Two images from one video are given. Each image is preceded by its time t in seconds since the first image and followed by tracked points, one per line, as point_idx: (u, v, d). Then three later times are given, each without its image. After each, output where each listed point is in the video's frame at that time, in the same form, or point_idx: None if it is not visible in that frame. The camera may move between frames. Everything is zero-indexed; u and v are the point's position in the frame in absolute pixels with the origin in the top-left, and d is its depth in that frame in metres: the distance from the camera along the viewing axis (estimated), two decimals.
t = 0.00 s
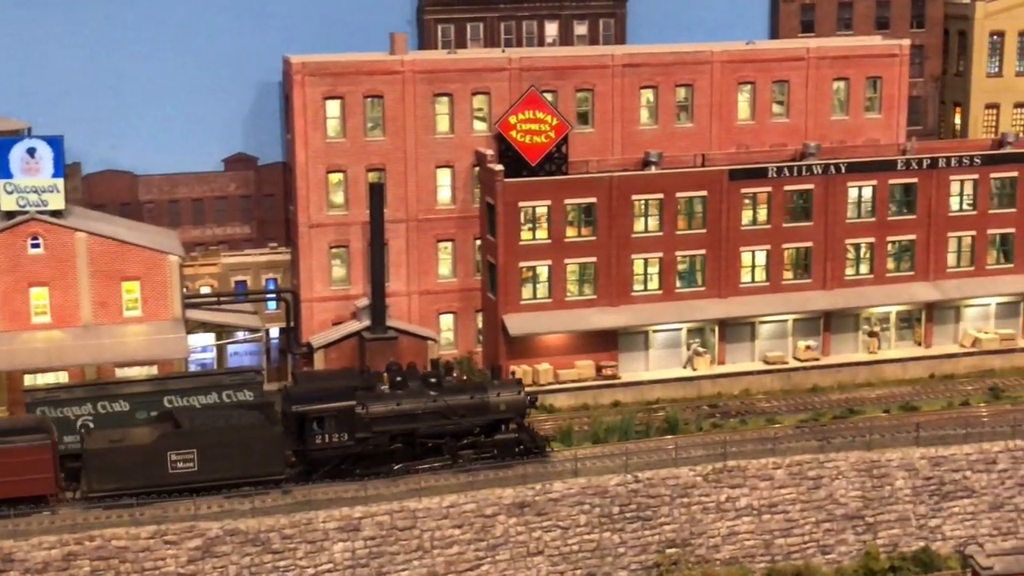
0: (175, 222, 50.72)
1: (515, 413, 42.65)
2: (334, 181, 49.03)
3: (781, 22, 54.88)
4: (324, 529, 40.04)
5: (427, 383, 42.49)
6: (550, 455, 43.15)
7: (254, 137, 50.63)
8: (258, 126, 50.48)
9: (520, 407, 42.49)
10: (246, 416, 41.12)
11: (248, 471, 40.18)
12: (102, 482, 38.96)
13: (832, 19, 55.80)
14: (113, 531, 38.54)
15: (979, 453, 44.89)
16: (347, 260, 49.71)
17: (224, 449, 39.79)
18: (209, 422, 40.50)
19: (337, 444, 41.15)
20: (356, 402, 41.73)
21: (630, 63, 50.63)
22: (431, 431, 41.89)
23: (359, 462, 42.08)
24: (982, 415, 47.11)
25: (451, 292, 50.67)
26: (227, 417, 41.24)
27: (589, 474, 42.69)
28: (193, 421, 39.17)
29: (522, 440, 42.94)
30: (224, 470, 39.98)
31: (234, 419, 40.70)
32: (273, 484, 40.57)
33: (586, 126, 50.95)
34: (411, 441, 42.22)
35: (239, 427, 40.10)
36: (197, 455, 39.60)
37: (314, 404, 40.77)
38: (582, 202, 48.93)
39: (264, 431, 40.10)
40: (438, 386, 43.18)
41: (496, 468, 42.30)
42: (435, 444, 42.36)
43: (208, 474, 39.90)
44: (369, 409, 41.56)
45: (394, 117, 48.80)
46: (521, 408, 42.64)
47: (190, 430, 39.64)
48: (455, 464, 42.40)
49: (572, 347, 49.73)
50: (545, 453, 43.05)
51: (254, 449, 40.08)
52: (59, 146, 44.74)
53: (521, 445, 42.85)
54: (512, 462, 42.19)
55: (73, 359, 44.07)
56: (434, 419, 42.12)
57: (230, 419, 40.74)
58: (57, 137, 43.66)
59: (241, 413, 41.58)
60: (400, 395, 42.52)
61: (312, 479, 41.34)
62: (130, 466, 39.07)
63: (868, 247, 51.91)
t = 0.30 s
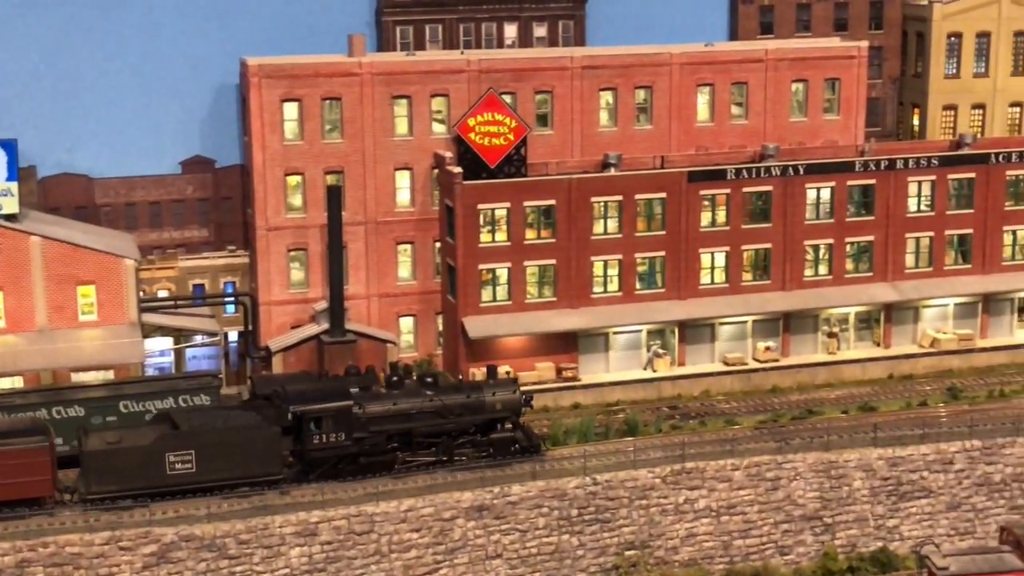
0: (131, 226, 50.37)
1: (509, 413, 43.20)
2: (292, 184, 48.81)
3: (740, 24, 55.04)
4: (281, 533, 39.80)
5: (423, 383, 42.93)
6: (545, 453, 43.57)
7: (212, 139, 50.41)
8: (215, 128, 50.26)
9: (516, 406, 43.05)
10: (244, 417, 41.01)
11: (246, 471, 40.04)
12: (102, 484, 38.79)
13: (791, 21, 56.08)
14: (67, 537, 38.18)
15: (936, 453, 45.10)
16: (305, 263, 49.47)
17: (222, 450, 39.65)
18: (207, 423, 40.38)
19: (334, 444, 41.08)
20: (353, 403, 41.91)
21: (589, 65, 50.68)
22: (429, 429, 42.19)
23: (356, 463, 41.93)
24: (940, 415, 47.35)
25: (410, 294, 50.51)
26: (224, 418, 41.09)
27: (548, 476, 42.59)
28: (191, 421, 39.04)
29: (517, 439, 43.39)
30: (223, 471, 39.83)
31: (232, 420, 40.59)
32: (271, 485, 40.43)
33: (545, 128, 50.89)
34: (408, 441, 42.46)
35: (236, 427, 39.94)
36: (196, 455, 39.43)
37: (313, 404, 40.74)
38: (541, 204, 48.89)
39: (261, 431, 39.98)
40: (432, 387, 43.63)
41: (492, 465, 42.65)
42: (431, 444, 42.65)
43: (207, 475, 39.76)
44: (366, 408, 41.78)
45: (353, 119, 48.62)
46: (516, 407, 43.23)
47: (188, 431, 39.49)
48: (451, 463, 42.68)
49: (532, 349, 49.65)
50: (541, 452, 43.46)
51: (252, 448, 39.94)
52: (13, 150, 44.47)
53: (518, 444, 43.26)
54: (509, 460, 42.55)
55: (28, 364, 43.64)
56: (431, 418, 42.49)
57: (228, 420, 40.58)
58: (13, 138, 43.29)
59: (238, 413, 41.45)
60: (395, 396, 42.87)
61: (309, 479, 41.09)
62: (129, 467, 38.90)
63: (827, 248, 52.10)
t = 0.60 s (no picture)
0: (89, 228, 50.06)
1: (508, 411, 43.46)
2: (251, 185, 48.47)
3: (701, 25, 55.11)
4: (239, 538, 39.51)
5: (422, 382, 43.01)
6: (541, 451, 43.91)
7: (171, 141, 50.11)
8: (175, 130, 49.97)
9: (514, 405, 43.31)
10: (244, 417, 41.00)
11: (246, 471, 39.98)
12: (102, 485, 38.67)
13: (752, 22, 56.19)
14: (21, 543, 37.74)
15: (896, 454, 45.23)
16: (265, 266, 49.15)
17: (222, 450, 39.59)
18: (206, 424, 40.33)
19: (333, 444, 41.34)
20: (353, 402, 42.08)
21: (550, 66, 50.62)
22: (427, 429, 42.43)
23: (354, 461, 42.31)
24: (901, 416, 47.51)
25: (371, 297, 50.23)
26: (223, 417, 41.01)
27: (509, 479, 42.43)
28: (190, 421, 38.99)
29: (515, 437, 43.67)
30: (223, 471, 39.78)
31: (232, 420, 40.56)
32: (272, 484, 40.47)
33: (507, 130, 50.79)
34: (406, 439, 42.74)
35: (236, 427, 39.86)
36: (196, 455, 39.35)
37: (312, 404, 40.98)
38: (503, 205, 48.76)
39: (262, 431, 39.91)
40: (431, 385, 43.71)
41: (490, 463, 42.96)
42: (430, 442, 42.93)
43: (208, 475, 39.69)
44: (365, 408, 41.93)
45: (313, 120, 48.34)
46: (514, 406, 43.44)
47: (188, 431, 39.40)
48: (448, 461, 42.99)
49: (494, 351, 49.49)
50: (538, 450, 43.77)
51: (252, 448, 39.88)
52: None
53: (515, 443, 43.58)
54: (507, 459, 42.89)
55: None
56: (430, 417, 42.67)
57: (227, 420, 40.48)
58: None
59: (237, 412, 41.36)
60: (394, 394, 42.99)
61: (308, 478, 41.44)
62: (130, 468, 38.80)
63: (788, 249, 52.16)
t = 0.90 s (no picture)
0: (51, 235, 49.89)
1: (508, 413, 43.98)
2: (213, 192, 48.30)
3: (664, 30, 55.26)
4: (200, 547, 39.30)
5: (422, 384, 43.65)
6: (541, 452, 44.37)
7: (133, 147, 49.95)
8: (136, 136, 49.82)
9: (514, 406, 43.87)
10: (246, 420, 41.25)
11: (249, 473, 40.22)
12: (107, 489, 38.80)
13: (716, 27, 56.31)
14: None
15: (858, 457, 45.38)
16: (227, 272, 48.96)
17: (226, 452, 39.84)
18: (210, 426, 40.56)
19: (335, 446, 41.83)
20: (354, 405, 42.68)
21: (513, 72, 50.68)
22: (428, 430, 42.98)
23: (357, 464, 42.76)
24: (864, 419, 47.73)
25: (335, 302, 50.07)
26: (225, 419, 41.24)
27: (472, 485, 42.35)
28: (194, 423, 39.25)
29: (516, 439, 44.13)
30: (227, 473, 40.01)
31: (235, 422, 40.81)
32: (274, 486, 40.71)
33: (471, 135, 50.85)
34: (408, 442, 43.25)
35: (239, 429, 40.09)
36: (200, 458, 39.56)
37: (314, 406, 41.54)
38: (466, 211, 48.74)
39: (265, 433, 40.17)
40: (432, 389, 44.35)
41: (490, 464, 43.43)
42: (431, 444, 43.43)
43: (212, 478, 39.91)
44: (367, 410, 42.56)
45: (275, 126, 48.22)
46: (514, 407, 43.98)
47: (192, 434, 39.60)
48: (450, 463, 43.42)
49: (459, 357, 49.43)
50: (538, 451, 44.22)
51: (256, 451, 40.12)
52: None
53: (515, 444, 43.98)
54: (507, 459, 43.32)
55: None
56: (430, 419, 43.26)
57: (231, 422, 40.71)
58: None
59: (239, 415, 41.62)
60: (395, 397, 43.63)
61: (310, 480, 41.86)
62: (134, 471, 38.97)
63: (752, 253, 52.35)
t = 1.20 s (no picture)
0: (17, 239, 49.78)
1: (511, 413, 44.26)
2: (180, 197, 48.17)
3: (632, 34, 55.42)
4: (165, 554, 39.16)
5: (427, 385, 44.00)
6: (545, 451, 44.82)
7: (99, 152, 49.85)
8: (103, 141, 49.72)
9: (517, 407, 44.14)
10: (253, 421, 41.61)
11: (256, 474, 40.60)
12: (116, 490, 39.12)
13: (683, 32, 56.13)
14: None
15: (825, 460, 45.55)
16: (195, 277, 48.81)
17: (233, 454, 40.22)
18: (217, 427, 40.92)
19: (341, 446, 42.45)
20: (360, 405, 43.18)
21: (481, 76, 50.71)
22: (432, 431, 43.38)
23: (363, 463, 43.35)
24: (832, 422, 47.88)
25: (303, 307, 49.91)
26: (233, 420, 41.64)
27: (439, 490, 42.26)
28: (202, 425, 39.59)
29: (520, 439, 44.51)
30: (235, 474, 40.37)
31: (242, 423, 41.14)
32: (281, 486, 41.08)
33: (439, 139, 50.82)
34: (414, 442, 43.70)
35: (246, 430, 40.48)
36: (208, 459, 39.90)
37: (320, 408, 42.09)
38: (434, 215, 48.70)
39: (271, 434, 40.56)
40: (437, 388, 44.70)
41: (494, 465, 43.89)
42: (436, 444, 43.84)
43: (219, 479, 40.25)
44: (372, 411, 42.99)
45: (242, 131, 48.09)
46: (518, 408, 44.25)
47: (199, 435, 39.97)
48: (454, 462, 43.96)
49: (428, 361, 49.35)
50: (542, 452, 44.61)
51: (262, 451, 40.51)
52: None
53: (519, 444, 44.41)
54: (511, 460, 43.75)
55: None
56: (436, 420, 43.63)
57: (238, 423, 41.08)
58: None
59: (245, 415, 42.00)
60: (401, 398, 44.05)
61: (317, 480, 42.55)
62: (142, 473, 39.31)
63: (720, 256, 52.51)
